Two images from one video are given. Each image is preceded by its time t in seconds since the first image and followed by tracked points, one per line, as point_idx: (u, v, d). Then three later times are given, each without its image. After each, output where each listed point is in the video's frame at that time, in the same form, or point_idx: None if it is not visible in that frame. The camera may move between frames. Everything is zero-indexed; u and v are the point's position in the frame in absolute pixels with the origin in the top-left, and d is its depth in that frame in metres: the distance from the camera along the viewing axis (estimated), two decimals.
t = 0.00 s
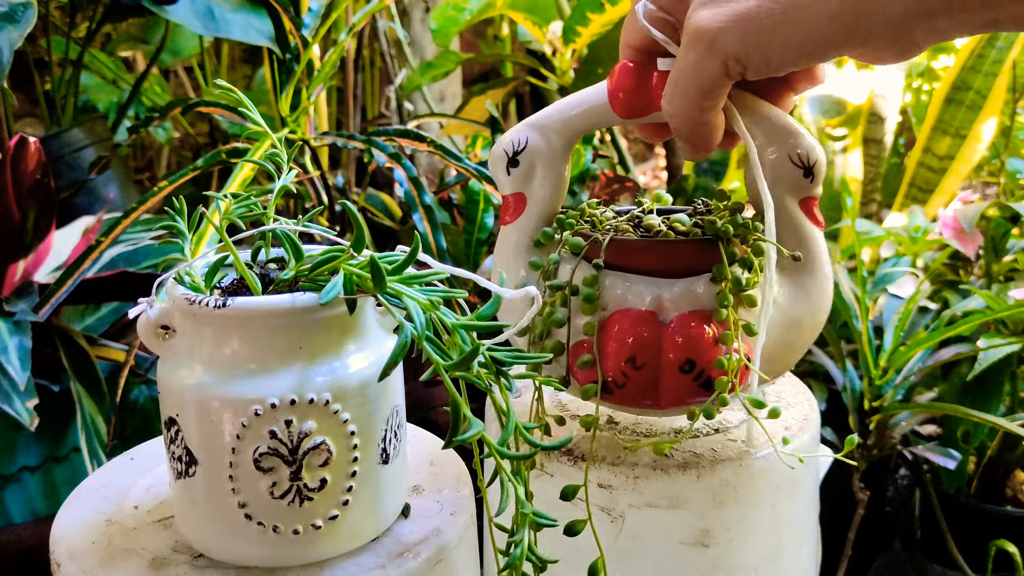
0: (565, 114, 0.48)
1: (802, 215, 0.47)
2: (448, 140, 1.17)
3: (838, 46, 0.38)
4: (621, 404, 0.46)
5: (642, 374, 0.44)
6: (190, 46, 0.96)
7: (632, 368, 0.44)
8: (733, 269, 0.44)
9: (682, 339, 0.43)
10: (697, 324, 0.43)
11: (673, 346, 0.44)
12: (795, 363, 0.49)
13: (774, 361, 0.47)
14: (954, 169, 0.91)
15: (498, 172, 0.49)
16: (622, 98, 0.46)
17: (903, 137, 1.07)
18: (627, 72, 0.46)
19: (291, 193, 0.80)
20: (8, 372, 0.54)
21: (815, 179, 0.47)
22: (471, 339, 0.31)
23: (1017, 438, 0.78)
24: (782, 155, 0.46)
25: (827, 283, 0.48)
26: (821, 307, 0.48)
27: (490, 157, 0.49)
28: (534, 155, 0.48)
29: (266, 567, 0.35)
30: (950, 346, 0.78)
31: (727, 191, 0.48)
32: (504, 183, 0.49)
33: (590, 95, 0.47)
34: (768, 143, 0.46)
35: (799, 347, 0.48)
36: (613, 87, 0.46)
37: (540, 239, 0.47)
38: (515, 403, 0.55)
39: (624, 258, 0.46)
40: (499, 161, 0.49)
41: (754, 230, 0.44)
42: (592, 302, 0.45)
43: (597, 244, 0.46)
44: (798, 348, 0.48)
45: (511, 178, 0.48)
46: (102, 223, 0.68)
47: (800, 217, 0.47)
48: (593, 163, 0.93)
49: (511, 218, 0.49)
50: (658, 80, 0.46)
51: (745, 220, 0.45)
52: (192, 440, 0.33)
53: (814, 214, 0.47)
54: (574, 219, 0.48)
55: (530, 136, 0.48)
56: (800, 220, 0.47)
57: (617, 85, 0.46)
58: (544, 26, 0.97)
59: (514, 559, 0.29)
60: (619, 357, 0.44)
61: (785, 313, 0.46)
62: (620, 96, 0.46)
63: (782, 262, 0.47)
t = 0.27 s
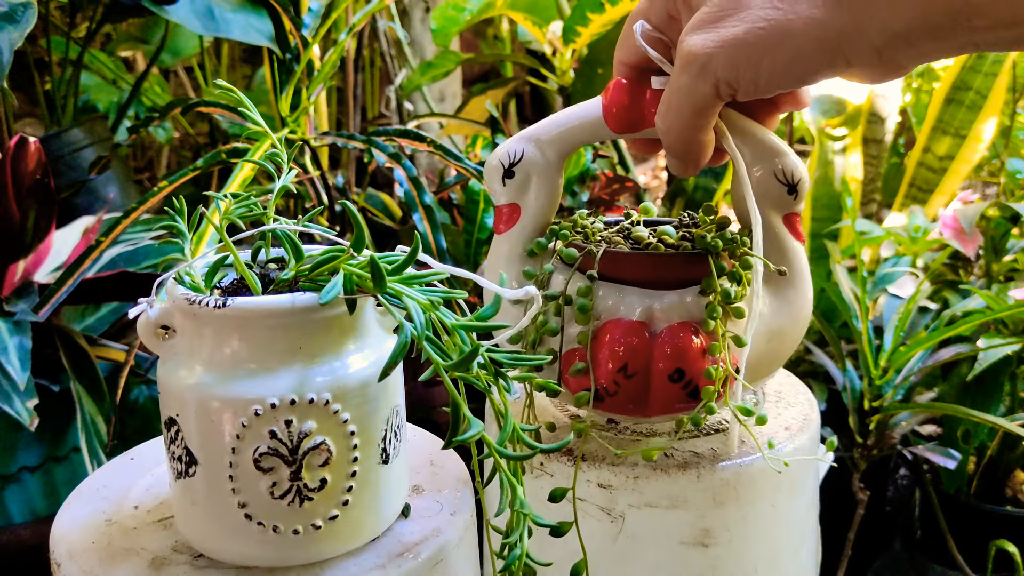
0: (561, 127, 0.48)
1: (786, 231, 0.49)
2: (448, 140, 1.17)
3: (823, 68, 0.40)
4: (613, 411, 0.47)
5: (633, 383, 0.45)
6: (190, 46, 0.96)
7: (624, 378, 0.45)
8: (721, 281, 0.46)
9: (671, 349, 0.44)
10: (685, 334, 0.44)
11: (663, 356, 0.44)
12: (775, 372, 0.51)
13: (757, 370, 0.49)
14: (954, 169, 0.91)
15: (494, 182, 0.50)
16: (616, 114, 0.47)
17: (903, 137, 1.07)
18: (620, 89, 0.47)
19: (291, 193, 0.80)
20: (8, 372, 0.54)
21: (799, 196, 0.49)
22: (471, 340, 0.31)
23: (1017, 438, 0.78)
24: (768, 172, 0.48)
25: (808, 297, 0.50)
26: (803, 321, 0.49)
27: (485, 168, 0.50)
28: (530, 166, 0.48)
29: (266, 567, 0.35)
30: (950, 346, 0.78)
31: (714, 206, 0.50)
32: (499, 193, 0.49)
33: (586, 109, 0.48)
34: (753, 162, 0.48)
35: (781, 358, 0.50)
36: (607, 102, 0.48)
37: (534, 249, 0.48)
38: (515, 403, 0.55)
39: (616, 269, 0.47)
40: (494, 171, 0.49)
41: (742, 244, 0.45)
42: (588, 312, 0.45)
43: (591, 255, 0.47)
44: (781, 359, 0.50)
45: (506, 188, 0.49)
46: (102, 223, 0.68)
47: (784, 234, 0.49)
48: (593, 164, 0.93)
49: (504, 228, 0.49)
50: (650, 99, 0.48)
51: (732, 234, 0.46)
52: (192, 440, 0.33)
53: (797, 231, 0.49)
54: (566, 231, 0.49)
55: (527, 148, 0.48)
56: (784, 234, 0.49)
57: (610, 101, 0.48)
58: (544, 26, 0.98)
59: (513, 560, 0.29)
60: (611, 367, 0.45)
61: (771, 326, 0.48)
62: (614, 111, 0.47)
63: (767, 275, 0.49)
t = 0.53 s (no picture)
0: (558, 141, 0.49)
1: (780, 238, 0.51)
2: (448, 140, 1.17)
3: (813, 85, 0.40)
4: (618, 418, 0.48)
5: (637, 392, 0.46)
6: (189, 47, 0.96)
7: (627, 387, 0.46)
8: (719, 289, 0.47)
9: (673, 356, 0.45)
10: (685, 341, 0.46)
11: (665, 364, 0.46)
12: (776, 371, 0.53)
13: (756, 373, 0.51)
14: (954, 169, 0.91)
15: (491, 197, 0.50)
16: (611, 127, 0.47)
17: (903, 137, 1.07)
18: (615, 103, 0.47)
19: (291, 193, 0.80)
20: (8, 372, 0.54)
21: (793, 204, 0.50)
22: (471, 339, 0.31)
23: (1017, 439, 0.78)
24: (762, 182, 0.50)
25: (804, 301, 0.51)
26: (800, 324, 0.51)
27: (483, 182, 0.50)
28: (528, 181, 0.49)
29: (266, 567, 0.35)
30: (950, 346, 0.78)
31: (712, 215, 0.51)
32: (498, 208, 0.49)
33: (583, 122, 0.49)
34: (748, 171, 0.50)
35: (778, 361, 0.51)
36: (603, 116, 0.48)
37: (534, 261, 0.48)
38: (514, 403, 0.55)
39: (616, 281, 0.48)
40: (493, 186, 0.49)
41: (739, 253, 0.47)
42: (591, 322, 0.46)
43: (592, 267, 0.48)
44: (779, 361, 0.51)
45: (505, 203, 0.49)
46: (102, 223, 0.68)
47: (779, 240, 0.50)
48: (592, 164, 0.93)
49: (503, 242, 0.50)
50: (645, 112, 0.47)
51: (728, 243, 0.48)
52: (192, 440, 0.33)
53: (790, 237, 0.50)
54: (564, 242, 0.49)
55: (525, 162, 0.49)
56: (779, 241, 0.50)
57: (606, 114, 0.48)
58: (544, 26, 0.98)
59: (513, 559, 0.29)
60: (615, 378, 0.46)
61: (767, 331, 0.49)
62: (610, 124, 0.47)
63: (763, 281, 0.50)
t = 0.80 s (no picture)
0: (555, 148, 0.48)
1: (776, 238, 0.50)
2: (448, 140, 1.17)
3: (810, 92, 0.41)
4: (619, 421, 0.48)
5: (640, 395, 0.46)
6: (189, 47, 0.96)
7: (630, 391, 0.46)
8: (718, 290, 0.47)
9: (675, 359, 0.45)
10: (687, 344, 0.46)
11: (666, 367, 0.46)
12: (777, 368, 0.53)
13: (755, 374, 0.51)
14: (954, 169, 0.91)
15: (488, 204, 0.49)
16: (607, 131, 0.47)
17: (903, 137, 1.07)
18: (610, 108, 0.48)
19: (291, 193, 0.80)
20: (8, 372, 0.54)
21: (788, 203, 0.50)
22: (471, 340, 0.31)
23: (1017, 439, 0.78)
24: (757, 183, 0.49)
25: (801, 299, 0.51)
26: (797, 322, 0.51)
27: (480, 189, 0.50)
28: (526, 187, 0.48)
29: (266, 567, 0.35)
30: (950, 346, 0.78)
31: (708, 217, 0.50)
32: (496, 214, 0.49)
33: (580, 128, 0.48)
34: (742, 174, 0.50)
35: (777, 359, 0.52)
36: (599, 120, 0.48)
37: (533, 267, 0.47)
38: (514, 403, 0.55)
39: (615, 286, 0.48)
40: (490, 192, 0.49)
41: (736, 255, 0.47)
42: (593, 327, 0.46)
43: (592, 273, 0.47)
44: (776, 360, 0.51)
45: (503, 209, 0.49)
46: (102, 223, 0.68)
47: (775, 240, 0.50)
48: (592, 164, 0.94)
49: (501, 248, 0.49)
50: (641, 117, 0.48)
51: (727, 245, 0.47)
52: (193, 440, 0.33)
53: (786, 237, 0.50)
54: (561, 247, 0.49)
55: (522, 168, 0.48)
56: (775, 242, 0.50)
57: (602, 119, 0.48)
58: (544, 26, 0.98)
59: (513, 560, 0.29)
60: (617, 383, 0.46)
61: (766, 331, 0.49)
62: (606, 129, 0.47)
63: (760, 282, 0.50)
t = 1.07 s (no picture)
0: (546, 154, 0.49)
1: (770, 236, 0.51)
2: (447, 140, 1.17)
3: (810, 84, 0.40)
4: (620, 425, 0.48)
5: (639, 397, 0.46)
6: (189, 46, 0.96)
7: (629, 394, 0.46)
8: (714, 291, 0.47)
9: (673, 360, 0.45)
10: (683, 345, 0.46)
11: (664, 368, 0.46)
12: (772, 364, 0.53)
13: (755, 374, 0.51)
14: (954, 169, 0.91)
15: (481, 212, 0.50)
16: (597, 135, 0.48)
17: (903, 137, 1.07)
18: (601, 111, 0.48)
19: (291, 193, 0.80)
20: (8, 372, 0.54)
21: (780, 200, 0.51)
22: (471, 339, 0.31)
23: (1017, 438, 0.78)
24: (750, 182, 0.50)
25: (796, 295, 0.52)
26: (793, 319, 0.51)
27: (472, 196, 0.50)
28: (519, 194, 0.49)
29: (267, 567, 0.35)
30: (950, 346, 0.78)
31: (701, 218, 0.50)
32: (489, 222, 0.49)
33: (572, 133, 0.49)
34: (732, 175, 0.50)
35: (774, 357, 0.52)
36: (588, 124, 0.48)
37: (528, 272, 0.48)
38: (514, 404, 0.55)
39: (613, 289, 0.48)
40: (483, 200, 0.49)
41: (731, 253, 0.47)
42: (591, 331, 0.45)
43: (587, 276, 0.48)
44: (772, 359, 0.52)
45: (496, 217, 0.49)
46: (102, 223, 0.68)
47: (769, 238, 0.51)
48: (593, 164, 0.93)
49: (495, 255, 0.49)
50: (632, 119, 0.48)
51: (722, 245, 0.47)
52: (193, 440, 0.33)
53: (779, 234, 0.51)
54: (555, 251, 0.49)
55: (514, 176, 0.49)
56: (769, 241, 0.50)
57: (591, 123, 0.48)
58: (544, 26, 0.98)
59: (514, 560, 0.29)
60: (616, 386, 0.46)
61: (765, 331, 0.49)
62: (596, 133, 0.48)
63: (756, 281, 0.50)
